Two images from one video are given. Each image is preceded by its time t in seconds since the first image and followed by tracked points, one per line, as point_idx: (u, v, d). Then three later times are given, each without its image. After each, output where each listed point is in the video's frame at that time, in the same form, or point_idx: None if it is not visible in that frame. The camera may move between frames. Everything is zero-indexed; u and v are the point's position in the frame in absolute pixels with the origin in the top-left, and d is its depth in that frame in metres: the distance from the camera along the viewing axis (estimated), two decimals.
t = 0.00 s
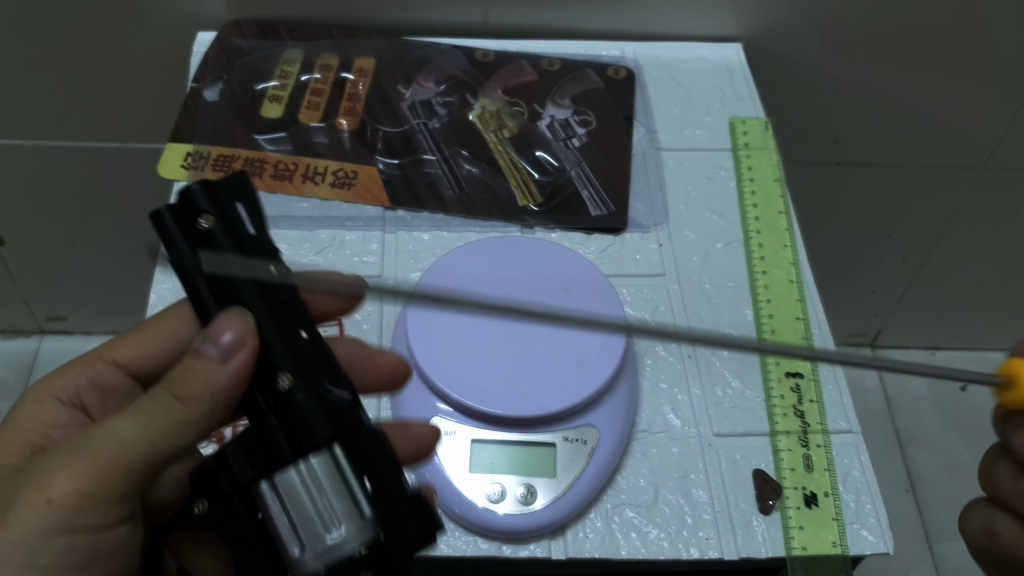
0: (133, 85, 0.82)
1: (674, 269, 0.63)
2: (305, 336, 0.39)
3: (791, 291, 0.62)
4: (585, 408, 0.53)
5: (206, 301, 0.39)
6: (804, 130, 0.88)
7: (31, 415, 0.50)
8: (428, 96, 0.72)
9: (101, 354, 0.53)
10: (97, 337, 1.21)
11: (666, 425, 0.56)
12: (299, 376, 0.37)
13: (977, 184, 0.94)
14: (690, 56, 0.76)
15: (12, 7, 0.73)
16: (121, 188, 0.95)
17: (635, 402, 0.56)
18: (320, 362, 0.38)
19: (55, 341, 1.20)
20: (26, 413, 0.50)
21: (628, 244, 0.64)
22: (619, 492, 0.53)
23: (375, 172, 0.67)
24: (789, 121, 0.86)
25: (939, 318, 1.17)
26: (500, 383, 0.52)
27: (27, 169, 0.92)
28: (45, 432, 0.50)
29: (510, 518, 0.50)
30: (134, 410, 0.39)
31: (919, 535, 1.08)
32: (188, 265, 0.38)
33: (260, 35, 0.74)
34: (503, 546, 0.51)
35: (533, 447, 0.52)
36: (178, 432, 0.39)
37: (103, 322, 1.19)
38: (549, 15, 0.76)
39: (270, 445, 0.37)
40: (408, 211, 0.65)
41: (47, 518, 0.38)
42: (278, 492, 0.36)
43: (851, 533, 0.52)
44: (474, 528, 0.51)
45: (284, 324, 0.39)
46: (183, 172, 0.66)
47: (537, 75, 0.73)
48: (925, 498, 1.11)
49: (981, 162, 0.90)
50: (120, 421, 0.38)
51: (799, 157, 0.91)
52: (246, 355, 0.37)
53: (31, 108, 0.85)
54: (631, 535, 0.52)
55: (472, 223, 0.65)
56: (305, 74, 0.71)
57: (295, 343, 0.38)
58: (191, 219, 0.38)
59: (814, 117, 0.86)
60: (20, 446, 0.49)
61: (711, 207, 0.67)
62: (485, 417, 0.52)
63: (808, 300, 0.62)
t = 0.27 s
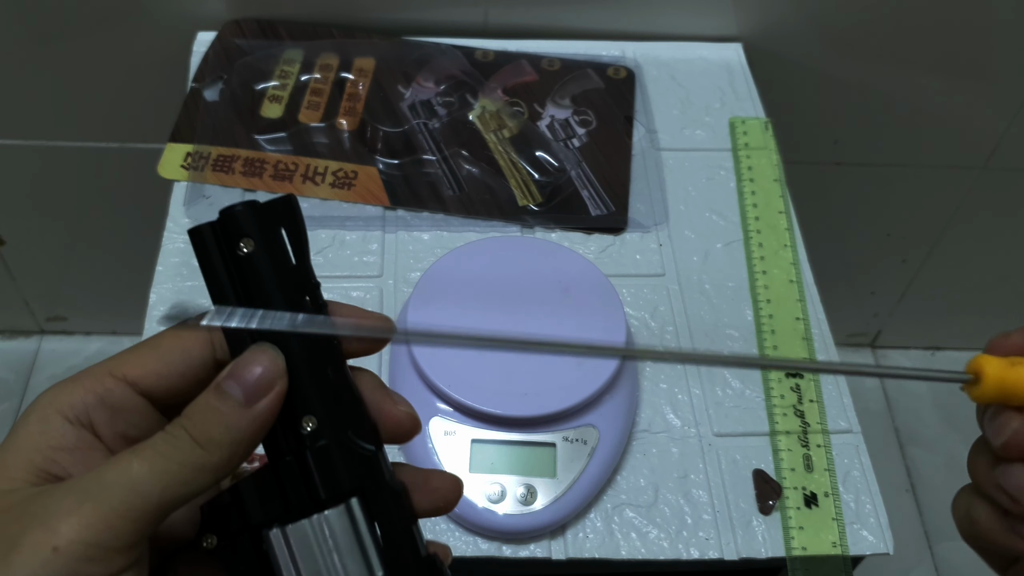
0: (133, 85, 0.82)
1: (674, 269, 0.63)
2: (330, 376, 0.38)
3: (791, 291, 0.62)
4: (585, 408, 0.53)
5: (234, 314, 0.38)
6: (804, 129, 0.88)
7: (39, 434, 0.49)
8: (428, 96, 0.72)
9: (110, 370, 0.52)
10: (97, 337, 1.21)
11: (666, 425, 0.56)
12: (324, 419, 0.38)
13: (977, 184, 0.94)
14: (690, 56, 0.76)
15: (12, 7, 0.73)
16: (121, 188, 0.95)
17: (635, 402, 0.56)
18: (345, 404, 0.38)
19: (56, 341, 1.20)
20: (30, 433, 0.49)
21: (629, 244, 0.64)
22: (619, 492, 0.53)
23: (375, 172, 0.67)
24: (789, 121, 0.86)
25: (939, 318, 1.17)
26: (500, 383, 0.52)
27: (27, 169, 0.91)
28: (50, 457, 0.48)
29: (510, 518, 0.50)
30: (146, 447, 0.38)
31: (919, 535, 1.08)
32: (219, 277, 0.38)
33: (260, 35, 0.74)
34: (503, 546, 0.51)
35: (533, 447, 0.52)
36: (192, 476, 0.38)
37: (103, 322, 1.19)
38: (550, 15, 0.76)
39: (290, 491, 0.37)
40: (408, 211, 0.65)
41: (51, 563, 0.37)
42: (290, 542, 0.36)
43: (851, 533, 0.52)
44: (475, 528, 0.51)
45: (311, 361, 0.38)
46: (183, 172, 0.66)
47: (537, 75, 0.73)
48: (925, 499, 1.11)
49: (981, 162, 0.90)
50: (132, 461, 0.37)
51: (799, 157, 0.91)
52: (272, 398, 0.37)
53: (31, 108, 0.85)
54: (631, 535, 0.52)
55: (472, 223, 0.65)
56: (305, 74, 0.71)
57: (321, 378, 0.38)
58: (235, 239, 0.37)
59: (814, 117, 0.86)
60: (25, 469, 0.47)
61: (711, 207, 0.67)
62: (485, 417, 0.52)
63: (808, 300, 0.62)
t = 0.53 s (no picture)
0: (133, 85, 0.82)
1: (674, 269, 0.63)
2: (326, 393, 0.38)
3: (791, 291, 0.62)
4: (584, 408, 0.53)
5: (232, 331, 0.38)
6: (804, 130, 0.88)
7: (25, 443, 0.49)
8: (428, 96, 0.72)
9: (101, 378, 0.52)
10: (98, 337, 1.21)
11: (666, 425, 0.56)
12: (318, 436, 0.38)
13: (977, 185, 0.94)
14: (690, 56, 0.76)
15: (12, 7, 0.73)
16: (121, 188, 0.95)
17: (635, 402, 0.56)
18: (340, 421, 0.38)
19: (56, 341, 1.20)
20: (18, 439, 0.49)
21: (629, 244, 0.64)
22: (619, 492, 0.53)
23: (375, 172, 0.67)
24: (789, 121, 0.86)
25: (940, 318, 1.17)
26: (500, 383, 0.52)
27: (27, 169, 0.91)
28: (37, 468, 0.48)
29: (510, 518, 0.50)
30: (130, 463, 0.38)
31: (919, 535, 1.08)
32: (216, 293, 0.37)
33: (260, 35, 0.74)
34: (503, 546, 0.51)
35: (534, 447, 0.52)
36: (178, 491, 0.38)
37: (103, 322, 1.19)
38: (549, 15, 0.76)
39: (281, 509, 0.37)
40: (408, 211, 0.65)
41: None
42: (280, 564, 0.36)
43: (851, 533, 0.52)
44: (474, 528, 0.51)
45: (306, 377, 0.38)
46: (183, 172, 0.66)
47: (537, 75, 0.73)
48: (925, 499, 1.11)
49: (981, 162, 0.90)
50: (116, 476, 0.37)
51: (799, 157, 0.91)
52: (261, 412, 0.37)
53: (31, 108, 0.85)
54: (631, 535, 0.52)
55: (471, 223, 0.65)
56: (305, 74, 0.71)
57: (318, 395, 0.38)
58: (229, 252, 0.37)
59: (814, 117, 0.86)
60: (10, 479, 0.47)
61: (711, 207, 0.67)
62: (485, 417, 0.52)
63: (808, 300, 0.62)
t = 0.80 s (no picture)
0: (133, 85, 0.82)
1: (674, 269, 0.63)
2: (304, 417, 0.32)
3: (791, 291, 0.62)
4: (585, 408, 0.53)
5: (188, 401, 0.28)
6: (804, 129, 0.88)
7: None
8: (428, 96, 0.72)
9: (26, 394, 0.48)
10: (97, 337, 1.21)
11: (666, 425, 0.56)
12: (305, 465, 0.32)
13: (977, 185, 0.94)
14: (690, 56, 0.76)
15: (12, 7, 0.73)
16: (121, 188, 0.95)
17: (635, 401, 0.56)
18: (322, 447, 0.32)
19: (55, 341, 1.20)
20: None
21: (629, 244, 0.64)
22: (619, 492, 0.53)
23: (375, 172, 0.67)
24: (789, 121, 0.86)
25: (940, 318, 1.17)
26: (500, 382, 0.52)
27: (27, 169, 0.91)
28: None
29: (510, 518, 0.50)
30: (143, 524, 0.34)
31: (919, 535, 1.08)
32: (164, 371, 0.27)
33: (260, 35, 0.74)
34: (503, 546, 0.51)
35: (534, 447, 0.52)
36: (199, 544, 0.33)
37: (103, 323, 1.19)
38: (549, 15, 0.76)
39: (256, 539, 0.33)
40: (408, 211, 0.65)
41: None
42: None
43: (851, 533, 0.52)
44: (474, 528, 0.51)
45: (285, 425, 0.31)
46: (183, 172, 0.66)
47: (537, 75, 0.73)
48: (925, 499, 1.11)
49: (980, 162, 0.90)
50: (125, 537, 0.34)
51: (799, 157, 0.91)
52: (267, 462, 0.31)
53: (31, 108, 0.85)
54: (631, 535, 0.52)
55: (472, 223, 0.65)
56: (305, 74, 0.71)
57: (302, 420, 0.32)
58: (189, 313, 0.26)
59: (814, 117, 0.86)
60: None
61: (711, 207, 0.67)
62: (485, 417, 0.52)
63: (808, 300, 0.62)
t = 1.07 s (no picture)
0: (133, 85, 0.82)
1: (674, 270, 0.63)
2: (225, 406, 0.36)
3: (791, 291, 0.62)
4: (585, 408, 0.53)
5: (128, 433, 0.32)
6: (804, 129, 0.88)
7: None
8: (428, 96, 0.72)
9: None
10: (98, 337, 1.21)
11: (666, 425, 0.56)
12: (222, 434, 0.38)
13: (977, 185, 0.94)
14: (690, 56, 0.76)
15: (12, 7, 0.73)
16: (121, 188, 0.95)
17: (635, 401, 0.56)
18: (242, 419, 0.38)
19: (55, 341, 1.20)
20: None
21: (629, 244, 0.64)
22: (619, 492, 0.53)
23: (375, 172, 0.67)
24: (789, 121, 0.86)
25: (940, 318, 1.17)
26: (499, 382, 0.52)
27: (27, 169, 0.91)
28: None
29: (510, 518, 0.50)
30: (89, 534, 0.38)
31: (919, 536, 1.08)
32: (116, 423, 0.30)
33: (260, 35, 0.74)
34: (503, 546, 0.51)
35: (534, 447, 0.52)
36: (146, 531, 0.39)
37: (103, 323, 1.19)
38: (550, 15, 0.76)
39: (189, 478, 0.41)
40: (408, 211, 0.65)
41: None
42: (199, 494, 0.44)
43: (851, 533, 0.52)
44: (474, 528, 0.51)
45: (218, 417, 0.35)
46: (183, 172, 0.66)
47: (537, 75, 0.73)
48: (925, 499, 1.11)
49: (981, 162, 0.90)
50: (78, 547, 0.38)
51: (800, 157, 0.91)
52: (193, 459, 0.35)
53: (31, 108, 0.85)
54: (631, 535, 0.52)
55: (472, 223, 0.65)
56: (305, 74, 0.71)
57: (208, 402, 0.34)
58: (149, 386, 0.29)
59: (814, 117, 0.86)
60: None
61: (711, 207, 0.67)
62: (485, 417, 0.52)
63: (808, 300, 0.62)
